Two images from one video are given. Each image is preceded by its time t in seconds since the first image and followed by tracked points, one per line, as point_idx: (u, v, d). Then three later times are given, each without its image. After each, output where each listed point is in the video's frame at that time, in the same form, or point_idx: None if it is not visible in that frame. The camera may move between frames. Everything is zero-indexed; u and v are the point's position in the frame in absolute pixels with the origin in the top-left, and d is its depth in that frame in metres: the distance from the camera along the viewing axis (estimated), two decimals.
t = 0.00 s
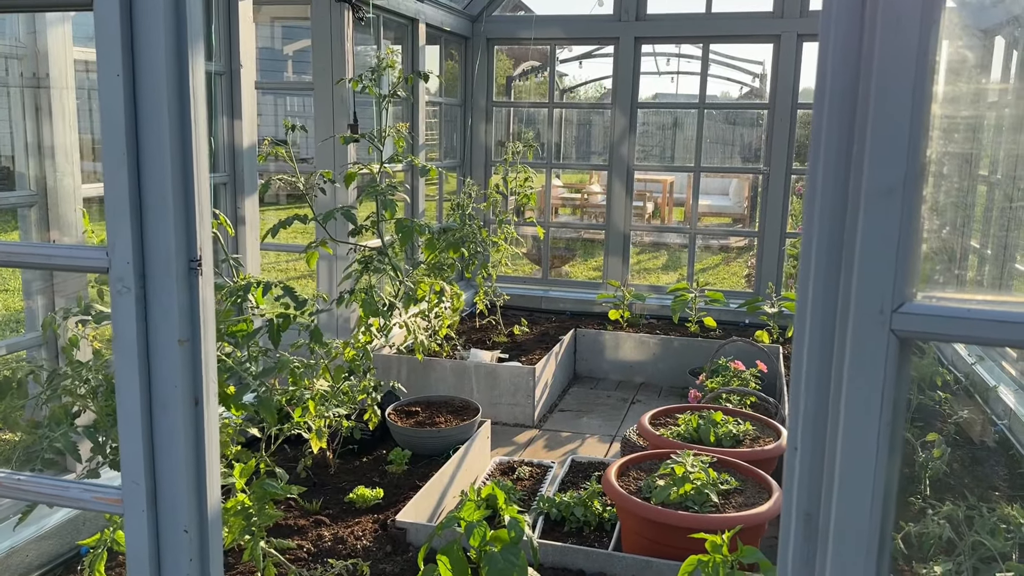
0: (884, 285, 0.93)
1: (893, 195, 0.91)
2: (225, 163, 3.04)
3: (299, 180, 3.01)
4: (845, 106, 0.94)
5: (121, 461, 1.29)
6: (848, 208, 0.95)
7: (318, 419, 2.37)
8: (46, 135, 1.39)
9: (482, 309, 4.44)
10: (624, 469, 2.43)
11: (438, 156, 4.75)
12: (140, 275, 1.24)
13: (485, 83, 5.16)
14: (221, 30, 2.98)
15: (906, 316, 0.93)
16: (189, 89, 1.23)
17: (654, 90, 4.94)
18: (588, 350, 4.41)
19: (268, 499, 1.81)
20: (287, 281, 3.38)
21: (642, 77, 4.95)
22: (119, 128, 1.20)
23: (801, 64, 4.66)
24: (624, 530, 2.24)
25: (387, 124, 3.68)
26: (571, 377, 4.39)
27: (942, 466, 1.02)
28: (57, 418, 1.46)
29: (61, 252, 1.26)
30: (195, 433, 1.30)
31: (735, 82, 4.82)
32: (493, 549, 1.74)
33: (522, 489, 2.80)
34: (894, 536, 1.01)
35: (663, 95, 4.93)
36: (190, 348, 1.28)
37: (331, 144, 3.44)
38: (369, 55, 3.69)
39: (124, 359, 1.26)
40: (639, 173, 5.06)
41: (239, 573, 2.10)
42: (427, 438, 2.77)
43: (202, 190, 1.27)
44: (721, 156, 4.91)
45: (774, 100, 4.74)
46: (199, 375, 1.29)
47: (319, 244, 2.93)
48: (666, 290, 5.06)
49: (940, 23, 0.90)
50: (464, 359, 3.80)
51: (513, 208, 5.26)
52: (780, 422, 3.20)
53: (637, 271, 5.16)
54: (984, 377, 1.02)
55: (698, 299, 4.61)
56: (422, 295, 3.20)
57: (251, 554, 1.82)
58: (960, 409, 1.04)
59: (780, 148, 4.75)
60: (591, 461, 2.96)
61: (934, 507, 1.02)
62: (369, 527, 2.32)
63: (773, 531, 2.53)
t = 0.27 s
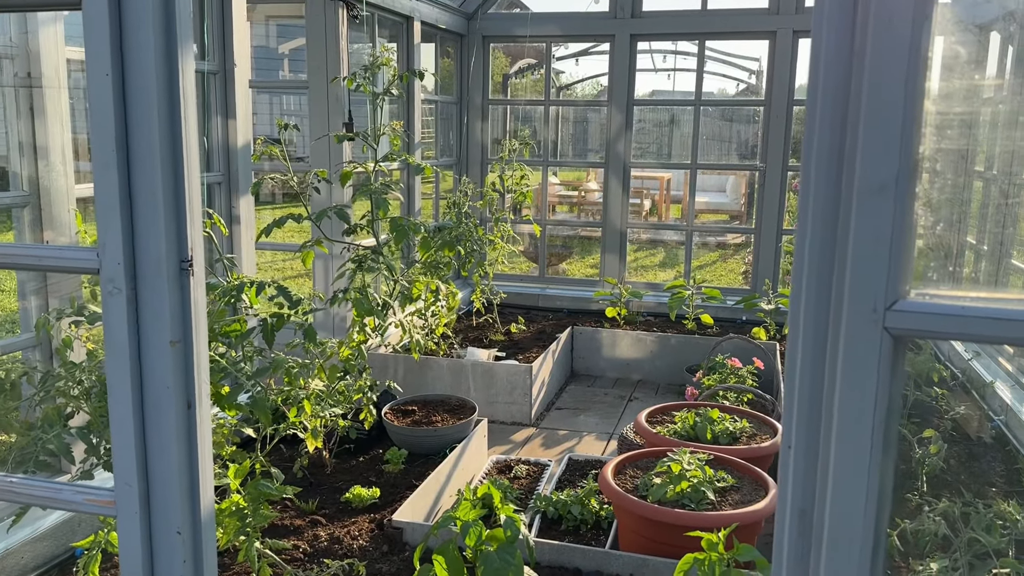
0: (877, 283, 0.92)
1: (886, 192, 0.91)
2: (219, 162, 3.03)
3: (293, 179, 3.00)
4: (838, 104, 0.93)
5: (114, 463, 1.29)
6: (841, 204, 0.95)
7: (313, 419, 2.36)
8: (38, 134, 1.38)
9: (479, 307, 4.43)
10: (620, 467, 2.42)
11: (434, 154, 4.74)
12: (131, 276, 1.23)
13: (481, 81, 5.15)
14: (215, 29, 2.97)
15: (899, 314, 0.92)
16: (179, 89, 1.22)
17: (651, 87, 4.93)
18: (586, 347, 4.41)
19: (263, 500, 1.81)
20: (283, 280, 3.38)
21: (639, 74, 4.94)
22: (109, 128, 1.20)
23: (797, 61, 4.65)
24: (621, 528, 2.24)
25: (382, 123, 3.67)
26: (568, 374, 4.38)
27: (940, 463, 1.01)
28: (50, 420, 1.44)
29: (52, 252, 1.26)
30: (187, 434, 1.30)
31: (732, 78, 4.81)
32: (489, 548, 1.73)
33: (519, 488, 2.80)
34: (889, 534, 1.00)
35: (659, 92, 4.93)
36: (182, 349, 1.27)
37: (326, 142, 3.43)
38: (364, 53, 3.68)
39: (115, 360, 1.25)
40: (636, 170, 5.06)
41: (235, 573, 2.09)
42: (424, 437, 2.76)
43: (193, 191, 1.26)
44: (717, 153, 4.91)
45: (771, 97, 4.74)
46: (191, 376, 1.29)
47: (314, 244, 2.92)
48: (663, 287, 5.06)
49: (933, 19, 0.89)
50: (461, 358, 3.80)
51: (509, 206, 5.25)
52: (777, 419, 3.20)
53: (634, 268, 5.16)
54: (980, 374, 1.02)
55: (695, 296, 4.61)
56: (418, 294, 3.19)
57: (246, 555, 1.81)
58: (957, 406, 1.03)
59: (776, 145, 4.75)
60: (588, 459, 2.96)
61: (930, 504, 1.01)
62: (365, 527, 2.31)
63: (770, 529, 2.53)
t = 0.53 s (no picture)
0: (875, 280, 0.92)
1: (884, 189, 0.91)
2: (215, 162, 3.02)
3: (288, 178, 2.99)
4: (835, 102, 0.93)
5: (110, 464, 1.28)
6: (839, 201, 0.94)
7: (310, 418, 2.35)
8: (33, 136, 1.39)
9: (476, 306, 4.43)
10: (618, 465, 2.42)
11: (430, 153, 4.74)
12: (126, 276, 1.23)
13: (476, 79, 5.15)
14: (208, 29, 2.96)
15: (897, 310, 0.92)
16: (174, 89, 1.22)
17: (647, 84, 4.93)
18: (583, 345, 4.41)
19: (260, 500, 1.80)
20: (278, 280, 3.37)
21: (634, 71, 4.93)
22: (103, 128, 1.19)
23: (793, 57, 4.66)
24: (619, 526, 2.24)
25: (378, 121, 3.67)
26: (565, 372, 4.38)
27: (937, 459, 1.02)
28: (46, 420, 1.44)
29: (46, 253, 1.25)
30: (184, 434, 1.29)
31: (727, 75, 4.81)
32: (487, 547, 1.73)
33: (516, 486, 2.80)
34: (888, 530, 1.00)
35: (655, 89, 4.92)
36: (178, 349, 1.26)
37: (321, 141, 3.42)
38: (358, 51, 3.66)
39: (111, 361, 1.24)
40: (632, 168, 5.05)
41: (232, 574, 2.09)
42: (421, 436, 2.76)
43: (189, 190, 1.26)
44: (713, 150, 4.91)
45: (766, 94, 4.74)
46: (187, 376, 1.28)
47: (310, 243, 2.91)
48: (659, 285, 5.06)
49: (930, 15, 0.89)
50: (458, 356, 3.79)
51: (506, 204, 5.24)
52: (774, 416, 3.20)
53: (630, 266, 5.16)
54: (977, 370, 1.03)
55: (691, 294, 4.61)
56: (414, 293, 3.19)
57: (243, 555, 1.81)
58: (954, 402, 1.05)
59: (772, 142, 4.75)
60: (585, 457, 2.95)
61: (928, 500, 1.01)
62: (363, 526, 2.31)
63: (768, 525, 2.53)
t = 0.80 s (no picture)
0: (870, 278, 0.93)
1: (878, 188, 0.91)
2: (208, 161, 3.01)
3: (283, 177, 2.98)
4: (829, 102, 0.94)
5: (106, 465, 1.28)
6: (834, 200, 0.95)
7: (306, 418, 2.35)
8: (25, 136, 1.38)
9: (470, 304, 4.43)
10: (613, 463, 2.43)
11: (424, 152, 4.73)
12: (122, 277, 1.23)
13: (470, 78, 5.15)
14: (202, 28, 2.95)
15: (892, 308, 0.93)
16: (169, 89, 1.21)
17: (640, 82, 4.93)
18: (577, 344, 4.42)
19: (256, 500, 1.80)
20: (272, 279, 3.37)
21: (628, 69, 4.94)
22: (98, 129, 1.19)
23: (785, 55, 4.67)
24: (615, 524, 2.24)
25: (371, 120, 3.66)
26: (560, 371, 4.39)
27: (930, 455, 1.04)
28: (41, 422, 1.44)
29: (41, 254, 1.25)
30: (181, 435, 1.29)
31: (720, 73, 4.82)
32: (484, 546, 1.73)
33: (512, 485, 2.80)
34: (883, 527, 1.01)
35: (648, 87, 4.93)
36: (174, 350, 1.26)
37: (315, 141, 3.42)
38: (352, 50, 3.66)
39: (108, 362, 1.24)
40: (625, 166, 5.06)
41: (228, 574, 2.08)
42: (416, 435, 2.76)
43: (184, 191, 1.25)
44: (706, 148, 4.91)
45: (759, 92, 4.75)
46: (183, 378, 1.28)
47: (304, 242, 2.91)
48: (654, 283, 5.07)
49: (923, 14, 0.89)
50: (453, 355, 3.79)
51: (500, 202, 5.24)
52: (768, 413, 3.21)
53: (625, 264, 5.17)
54: (970, 366, 1.00)
55: (685, 292, 4.62)
56: (409, 292, 3.19)
57: (239, 556, 1.81)
58: (946, 399, 1.04)
59: (765, 140, 4.76)
60: (581, 455, 2.96)
61: (923, 497, 1.02)
62: (360, 525, 2.31)
63: (763, 522, 2.54)
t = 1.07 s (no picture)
0: (858, 276, 0.94)
1: (866, 186, 0.92)
2: (199, 161, 3.01)
3: (275, 177, 2.98)
4: (817, 102, 0.95)
5: (99, 465, 1.28)
6: (822, 199, 0.96)
7: (299, 417, 2.35)
8: (11, 135, 1.36)
9: (462, 303, 4.43)
10: (605, 461, 2.44)
11: (415, 151, 4.74)
12: (115, 278, 1.23)
13: (461, 77, 5.15)
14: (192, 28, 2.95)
15: (880, 306, 0.94)
16: (161, 90, 1.22)
17: (631, 81, 4.94)
18: (569, 342, 4.43)
19: (249, 500, 1.81)
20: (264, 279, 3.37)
21: (618, 68, 4.95)
22: (90, 129, 1.19)
23: (774, 54, 4.68)
24: (607, 522, 2.26)
25: (362, 120, 3.66)
26: (552, 369, 4.40)
27: (919, 451, 1.02)
28: (34, 422, 1.44)
29: (33, 255, 1.24)
30: (174, 435, 1.29)
31: (710, 72, 4.83)
32: (477, 544, 1.74)
33: (505, 483, 2.81)
34: (872, 522, 1.02)
35: (639, 85, 4.94)
36: (167, 350, 1.27)
37: (306, 140, 3.42)
38: (342, 49, 3.66)
39: (100, 363, 1.24)
40: (616, 165, 5.07)
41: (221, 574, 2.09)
42: (409, 434, 2.76)
43: (176, 191, 1.26)
44: (696, 147, 4.93)
45: (749, 91, 4.77)
46: (177, 378, 1.28)
47: (296, 242, 2.90)
48: (645, 281, 5.09)
49: (909, 15, 0.91)
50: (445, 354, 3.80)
51: (491, 201, 5.25)
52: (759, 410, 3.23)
53: (616, 262, 5.18)
54: (958, 362, 0.99)
55: (676, 290, 4.63)
56: (401, 291, 3.19)
57: (233, 555, 1.81)
58: (936, 395, 1.01)
59: (755, 138, 4.78)
60: (573, 453, 2.97)
61: (911, 492, 1.02)
62: (353, 525, 2.31)
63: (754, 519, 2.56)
